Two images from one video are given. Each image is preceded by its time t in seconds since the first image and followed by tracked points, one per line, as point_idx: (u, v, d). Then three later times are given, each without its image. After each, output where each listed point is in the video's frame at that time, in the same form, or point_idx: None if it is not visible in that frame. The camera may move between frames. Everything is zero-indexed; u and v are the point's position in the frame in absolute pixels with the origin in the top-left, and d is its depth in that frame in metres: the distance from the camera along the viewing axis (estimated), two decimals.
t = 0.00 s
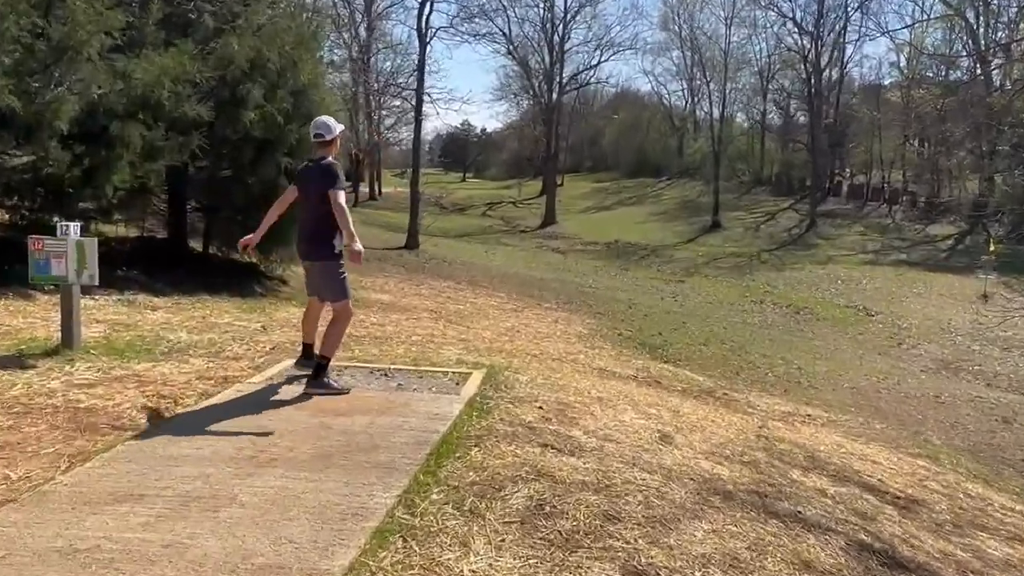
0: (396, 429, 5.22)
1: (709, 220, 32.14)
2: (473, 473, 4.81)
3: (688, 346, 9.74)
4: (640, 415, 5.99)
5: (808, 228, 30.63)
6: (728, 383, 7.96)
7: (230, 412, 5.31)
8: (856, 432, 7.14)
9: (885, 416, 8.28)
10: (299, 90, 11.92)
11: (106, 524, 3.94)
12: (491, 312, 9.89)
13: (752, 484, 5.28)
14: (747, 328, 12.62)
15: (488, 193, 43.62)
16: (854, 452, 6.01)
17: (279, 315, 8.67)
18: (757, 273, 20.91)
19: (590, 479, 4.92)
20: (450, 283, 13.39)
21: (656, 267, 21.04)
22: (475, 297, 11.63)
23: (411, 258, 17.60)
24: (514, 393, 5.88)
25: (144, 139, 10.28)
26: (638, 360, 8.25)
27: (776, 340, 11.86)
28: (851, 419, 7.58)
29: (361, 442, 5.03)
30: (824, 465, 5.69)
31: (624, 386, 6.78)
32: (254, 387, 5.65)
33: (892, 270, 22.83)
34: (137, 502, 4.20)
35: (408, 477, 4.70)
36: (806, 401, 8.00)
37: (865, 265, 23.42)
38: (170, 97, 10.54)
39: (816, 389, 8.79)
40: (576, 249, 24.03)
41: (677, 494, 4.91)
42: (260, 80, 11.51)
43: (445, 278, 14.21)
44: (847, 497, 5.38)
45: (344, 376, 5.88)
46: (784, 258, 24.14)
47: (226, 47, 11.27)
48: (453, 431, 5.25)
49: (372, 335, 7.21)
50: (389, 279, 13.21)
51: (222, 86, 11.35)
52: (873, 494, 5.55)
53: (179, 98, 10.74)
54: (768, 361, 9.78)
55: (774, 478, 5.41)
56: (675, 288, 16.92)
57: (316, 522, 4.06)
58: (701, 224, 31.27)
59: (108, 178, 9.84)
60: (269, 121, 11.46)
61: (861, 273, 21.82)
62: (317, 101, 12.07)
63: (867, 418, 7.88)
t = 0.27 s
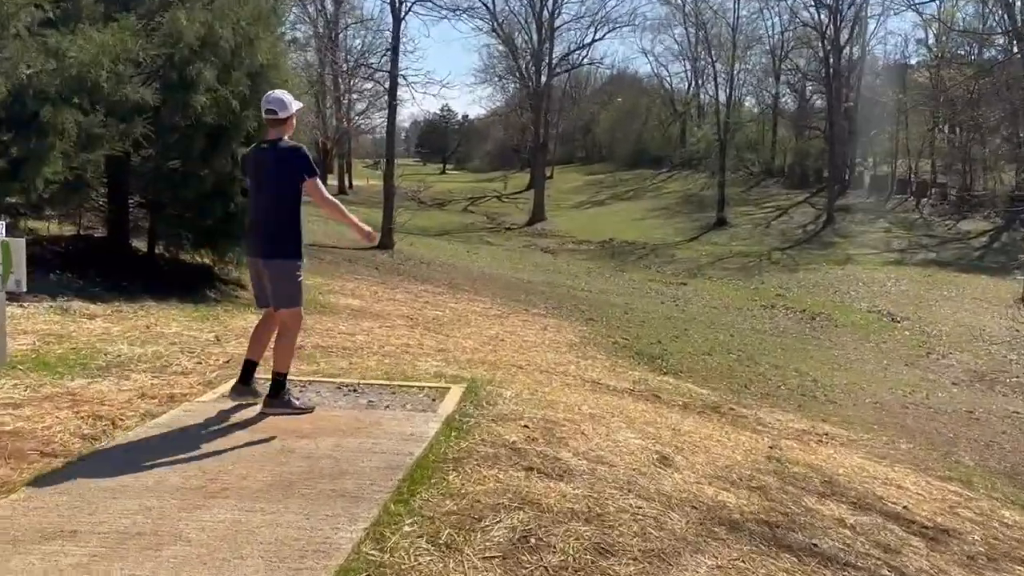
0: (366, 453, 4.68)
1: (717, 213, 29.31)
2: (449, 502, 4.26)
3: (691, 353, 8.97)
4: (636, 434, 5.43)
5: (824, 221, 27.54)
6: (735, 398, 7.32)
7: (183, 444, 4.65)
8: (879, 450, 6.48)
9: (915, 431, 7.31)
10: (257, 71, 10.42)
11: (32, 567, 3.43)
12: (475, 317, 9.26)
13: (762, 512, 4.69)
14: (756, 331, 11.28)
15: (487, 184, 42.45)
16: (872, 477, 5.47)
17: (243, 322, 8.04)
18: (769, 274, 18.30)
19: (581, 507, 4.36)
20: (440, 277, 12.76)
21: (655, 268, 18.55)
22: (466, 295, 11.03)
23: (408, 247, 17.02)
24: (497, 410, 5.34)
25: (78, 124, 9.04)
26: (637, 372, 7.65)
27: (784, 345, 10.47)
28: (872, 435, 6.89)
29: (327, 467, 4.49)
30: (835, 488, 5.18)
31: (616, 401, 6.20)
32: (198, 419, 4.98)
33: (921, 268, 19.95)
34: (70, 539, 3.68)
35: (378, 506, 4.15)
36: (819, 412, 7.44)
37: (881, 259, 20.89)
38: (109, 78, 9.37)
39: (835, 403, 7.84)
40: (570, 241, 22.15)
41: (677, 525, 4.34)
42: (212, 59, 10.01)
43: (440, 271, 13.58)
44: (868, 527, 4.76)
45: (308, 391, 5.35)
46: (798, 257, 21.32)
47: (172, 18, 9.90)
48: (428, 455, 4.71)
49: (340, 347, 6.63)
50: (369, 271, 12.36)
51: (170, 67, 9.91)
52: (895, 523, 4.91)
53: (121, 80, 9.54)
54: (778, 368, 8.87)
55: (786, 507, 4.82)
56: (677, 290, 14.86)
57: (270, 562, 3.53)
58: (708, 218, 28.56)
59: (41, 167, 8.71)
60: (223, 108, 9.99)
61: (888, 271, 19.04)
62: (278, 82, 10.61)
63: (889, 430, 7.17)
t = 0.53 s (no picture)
0: (332, 479, 4.09)
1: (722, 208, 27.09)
2: (427, 535, 3.71)
3: (695, 366, 8.41)
4: (636, 457, 4.88)
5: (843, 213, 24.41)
6: (746, 417, 6.78)
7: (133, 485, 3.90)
8: (904, 474, 5.91)
9: (948, 454, 6.77)
10: (209, 51, 9.27)
11: None
12: (454, 326, 8.63)
13: (777, 545, 4.15)
14: (769, 340, 10.62)
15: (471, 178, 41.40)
16: (901, 510, 4.94)
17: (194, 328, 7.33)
18: (784, 279, 16.14)
19: (575, 539, 3.83)
20: (418, 277, 12.13)
21: (658, 271, 17.29)
22: (445, 301, 10.41)
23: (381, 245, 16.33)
24: (480, 431, 4.80)
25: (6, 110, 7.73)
26: (637, 388, 7.08)
27: (806, 356, 9.87)
28: (898, 457, 6.37)
29: (288, 495, 3.91)
30: (859, 517, 4.68)
31: (613, 420, 5.65)
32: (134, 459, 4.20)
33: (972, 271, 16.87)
34: None
35: (347, 536, 3.58)
36: (839, 430, 6.89)
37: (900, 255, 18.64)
38: (43, 57, 8.06)
39: (860, 423, 7.30)
40: (561, 242, 21.19)
41: (686, 560, 3.80)
42: (159, 36, 8.75)
43: (420, 270, 12.97)
44: (895, 562, 4.21)
45: (267, 411, 4.78)
46: (816, 254, 18.85)
47: None
48: (402, 482, 4.13)
49: (304, 359, 6.04)
50: (332, 270, 11.50)
51: (112, 46, 8.65)
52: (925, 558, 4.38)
53: (56, 60, 8.21)
54: (794, 384, 8.27)
55: (803, 538, 4.29)
56: (677, 297, 13.64)
57: None
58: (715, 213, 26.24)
59: None
60: (172, 91, 8.70)
61: (926, 273, 16.25)
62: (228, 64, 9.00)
63: (918, 452, 6.66)
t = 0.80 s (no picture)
0: (294, 509, 3.52)
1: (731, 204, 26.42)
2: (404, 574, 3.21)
3: (703, 381, 7.90)
4: (637, 483, 4.39)
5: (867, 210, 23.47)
6: (761, 439, 6.32)
7: (66, 530, 3.28)
8: (936, 501, 5.51)
9: (987, 478, 6.34)
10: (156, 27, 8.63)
11: None
12: (433, 336, 8.11)
13: None
14: (788, 351, 10.14)
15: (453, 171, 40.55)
16: (931, 541, 4.53)
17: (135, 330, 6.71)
18: (802, 281, 15.61)
19: None
20: (392, 281, 11.61)
21: (661, 274, 16.78)
22: (422, 308, 9.91)
23: (351, 245, 15.75)
24: (461, 453, 4.31)
25: None
26: (637, 405, 6.60)
27: (828, 370, 9.37)
28: (929, 482, 5.99)
29: (244, 527, 3.35)
30: (885, 548, 4.27)
31: (610, 441, 5.18)
32: (58, 500, 3.54)
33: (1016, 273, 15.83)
34: None
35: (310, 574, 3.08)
36: (868, 456, 6.43)
37: (931, 255, 17.73)
38: None
39: (886, 444, 6.83)
40: (554, 242, 20.57)
41: None
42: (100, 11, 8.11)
43: (393, 273, 12.42)
44: None
45: (221, 434, 4.28)
46: (838, 255, 18.13)
47: None
48: (374, 513, 3.57)
49: (262, 374, 5.64)
50: (294, 273, 10.85)
51: (48, 23, 7.91)
52: None
53: None
54: (813, 402, 7.77)
55: None
56: (683, 303, 13.18)
57: None
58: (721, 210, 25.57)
59: None
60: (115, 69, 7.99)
61: (961, 276, 15.53)
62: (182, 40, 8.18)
63: (953, 475, 6.25)
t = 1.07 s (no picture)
0: (272, 524, 3.33)
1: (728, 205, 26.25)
2: None
3: (698, 390, 7.74)
4: (630, 496, 4.23)
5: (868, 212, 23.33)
6: (759, 449, 6.18)
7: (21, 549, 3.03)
8: (941, 515, 5.38)
9: (993, 490, 6.21)
10: (129, 21, 7.79)
11: None
12: (417, 344, 7.94)
13: None
14: (788, 359, 9.99)
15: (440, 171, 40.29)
16: (937, 557, 4.39)
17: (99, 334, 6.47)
18: (801, 286, 15.49)
19: None
20: (376, 286, 11.43)
21: (656, 279, 16.60)
22: (407, 314, 9.74)
23: (332, 247, 15.54)
24: (447, 465, 4.15)
25: None
26: (631, 415, 6.44)
27: (828, 378, 9.23)
28: (934, 494, 5.85)
29: (219, 544, 3.16)
30: (889, 565, 4.13)
31: (602, 452, 5.02)
32: (23, 515, 3.32)
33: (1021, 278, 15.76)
34: None
35: None
36: (868, 466, 6.30)
37: (935, 260, 17.60)
38: None
39: (889, 455, 6.69)
40: (545, 246, 20.38)
41: None
42: (70, 5, 7.43)
43: (376, 277, 12.24)
44: None
45: (195, 446, 4.14)
46: (839, 259, 17.99)
47: None
48: (355, 528, 3.39)
49: (238, 383, 5.49)
50: (272, 278, 10.62)
51: (14, 16, 7.69)
52: None
53: None
54: (813, 411, 7.63)
55: None
56: (678, 309, 13.04)
57: None
58: (717, 212, 25.41)
59: None
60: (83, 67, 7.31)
61: (966, 280, 15.41)
62: (157, 34, 7.91)
63: (958, 488, 6.12)
